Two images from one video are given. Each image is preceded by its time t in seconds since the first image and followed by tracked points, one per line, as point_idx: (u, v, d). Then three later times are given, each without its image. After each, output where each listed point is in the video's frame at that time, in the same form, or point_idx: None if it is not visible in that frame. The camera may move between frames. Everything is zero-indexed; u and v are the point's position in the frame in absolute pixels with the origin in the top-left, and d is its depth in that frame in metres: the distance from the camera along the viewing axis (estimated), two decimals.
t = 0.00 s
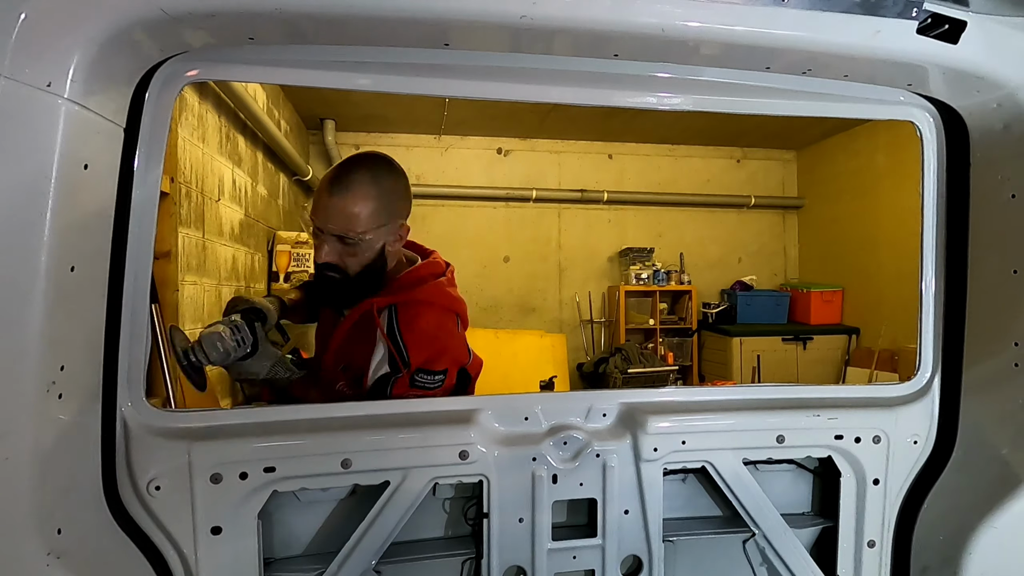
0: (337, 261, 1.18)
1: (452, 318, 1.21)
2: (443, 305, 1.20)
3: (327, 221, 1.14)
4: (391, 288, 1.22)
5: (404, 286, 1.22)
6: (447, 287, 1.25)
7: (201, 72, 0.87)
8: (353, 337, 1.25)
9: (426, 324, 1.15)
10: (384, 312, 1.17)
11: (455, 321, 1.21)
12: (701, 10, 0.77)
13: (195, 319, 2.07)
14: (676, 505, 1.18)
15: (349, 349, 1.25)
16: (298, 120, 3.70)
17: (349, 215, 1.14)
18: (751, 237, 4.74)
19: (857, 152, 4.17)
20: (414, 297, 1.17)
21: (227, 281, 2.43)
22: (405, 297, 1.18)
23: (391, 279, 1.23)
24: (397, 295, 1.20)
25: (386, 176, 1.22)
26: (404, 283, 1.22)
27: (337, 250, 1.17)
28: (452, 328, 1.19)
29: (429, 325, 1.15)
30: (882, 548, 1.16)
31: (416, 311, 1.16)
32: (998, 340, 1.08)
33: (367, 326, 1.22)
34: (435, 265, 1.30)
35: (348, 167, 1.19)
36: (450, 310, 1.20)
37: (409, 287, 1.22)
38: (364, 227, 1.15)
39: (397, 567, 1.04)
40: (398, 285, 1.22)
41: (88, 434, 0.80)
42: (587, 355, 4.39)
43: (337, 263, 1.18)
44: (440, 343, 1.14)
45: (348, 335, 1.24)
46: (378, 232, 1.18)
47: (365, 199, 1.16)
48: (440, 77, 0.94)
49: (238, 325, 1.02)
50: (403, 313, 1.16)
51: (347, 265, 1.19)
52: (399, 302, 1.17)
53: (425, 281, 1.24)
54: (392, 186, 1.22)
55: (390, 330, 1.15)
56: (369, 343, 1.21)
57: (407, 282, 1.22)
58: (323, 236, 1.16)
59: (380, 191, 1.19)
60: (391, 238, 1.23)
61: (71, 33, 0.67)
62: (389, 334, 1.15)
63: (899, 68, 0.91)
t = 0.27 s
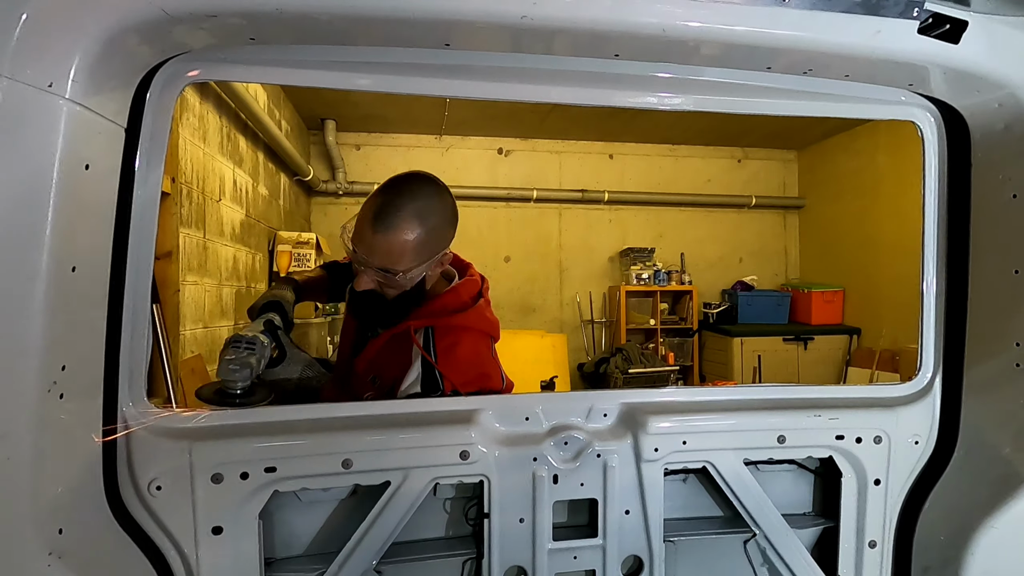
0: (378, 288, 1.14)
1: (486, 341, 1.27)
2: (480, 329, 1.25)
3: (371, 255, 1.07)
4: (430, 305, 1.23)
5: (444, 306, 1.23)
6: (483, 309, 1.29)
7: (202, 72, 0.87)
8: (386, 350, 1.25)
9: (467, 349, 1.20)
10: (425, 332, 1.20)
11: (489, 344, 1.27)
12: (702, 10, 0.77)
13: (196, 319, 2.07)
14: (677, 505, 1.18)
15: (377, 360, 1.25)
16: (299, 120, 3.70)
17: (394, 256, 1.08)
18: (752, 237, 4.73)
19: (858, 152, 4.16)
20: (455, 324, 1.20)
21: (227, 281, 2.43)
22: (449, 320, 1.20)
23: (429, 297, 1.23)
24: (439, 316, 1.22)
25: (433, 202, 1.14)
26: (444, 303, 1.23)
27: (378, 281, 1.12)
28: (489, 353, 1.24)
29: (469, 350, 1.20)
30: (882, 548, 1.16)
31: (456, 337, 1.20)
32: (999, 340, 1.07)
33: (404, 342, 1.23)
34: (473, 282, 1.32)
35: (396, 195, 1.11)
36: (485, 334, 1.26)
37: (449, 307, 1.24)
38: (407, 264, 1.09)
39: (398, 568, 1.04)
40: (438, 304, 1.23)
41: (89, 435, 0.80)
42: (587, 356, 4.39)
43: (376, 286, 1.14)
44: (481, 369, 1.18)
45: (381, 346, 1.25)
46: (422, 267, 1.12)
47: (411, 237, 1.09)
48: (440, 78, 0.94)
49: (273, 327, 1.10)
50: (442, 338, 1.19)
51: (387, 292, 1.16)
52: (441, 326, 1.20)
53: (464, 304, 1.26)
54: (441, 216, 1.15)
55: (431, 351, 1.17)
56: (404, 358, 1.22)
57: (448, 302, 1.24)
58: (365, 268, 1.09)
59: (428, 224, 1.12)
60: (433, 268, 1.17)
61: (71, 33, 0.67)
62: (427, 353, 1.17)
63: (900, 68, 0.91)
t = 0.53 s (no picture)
0: (347, 284, 1.19)
1: (484, 335, 1.25)
2: (476, 323, 1.25)
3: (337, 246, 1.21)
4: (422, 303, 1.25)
5: (437, 302, 1.26)
6: (478, 303, 1.29)
7: (201, 72, 0.87)
8: (385, 348, 1.25)
9: (457, 339, 1.20)
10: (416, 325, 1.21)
11: (487, 337, 1.25)
12: (701, 10, 0.77)
13: (195, 319, 2.07)
14: (677, 505, 1.18)
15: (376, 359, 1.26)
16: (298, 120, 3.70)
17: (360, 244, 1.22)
18: (751, 237, 4.73)
19: (857, 152, 4.17)
20: (445, 317, 1.21)
21: (227, 281, 2.43)
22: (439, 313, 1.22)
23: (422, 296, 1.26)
24: (429, 311, 1.24)
25: (393, 202, 1.29)
26: (435, 300, 1.26)
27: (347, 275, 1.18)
28: (484, 346, 1.22)
29: (462, 342, 1.19)
30: (882, 548, 1.16)
31: (447, 329, 1.20)
32: (999, 340, 1.07)
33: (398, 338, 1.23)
34: (468, 279, 1.33)
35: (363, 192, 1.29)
36: (481, 327, 1.25)
37: (440, 305, 1.26)
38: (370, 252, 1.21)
39: (397, 568, 1.04)
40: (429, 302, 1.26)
41: (89, 435, 0.80)
42: (587, 356, 4.38)
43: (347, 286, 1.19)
44: (471, 359, 1.18)
45: (381, 346, 1.26)
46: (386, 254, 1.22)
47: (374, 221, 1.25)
48: (440, 78, 0.94)
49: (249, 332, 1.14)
50: (433, 332, 1.19)
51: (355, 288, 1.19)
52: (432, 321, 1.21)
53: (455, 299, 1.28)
54: (406, 210, 1.30)
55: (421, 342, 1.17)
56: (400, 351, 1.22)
57: (440, 300, 1.26)
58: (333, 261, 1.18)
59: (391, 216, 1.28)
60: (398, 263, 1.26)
61: (71, 33, 0.67)
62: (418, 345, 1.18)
63: (899, 68, 0.91)
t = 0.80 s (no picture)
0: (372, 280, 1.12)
1: (485, 344, 1.25)
2: (477, 333, 1.24)
3: (371, 243, 1.07)
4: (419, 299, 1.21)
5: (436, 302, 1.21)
6: (484, 311, 1.25)
7: (201, 72, 0.87)
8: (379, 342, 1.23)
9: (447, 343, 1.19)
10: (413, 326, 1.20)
11: (486, 346, 1.25)
12: (701, 9, 0.77)
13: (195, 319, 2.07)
14: (677, 505, 1.18)
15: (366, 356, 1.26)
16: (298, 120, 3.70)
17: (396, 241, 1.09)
18: (751, 237, 4.73)
19: (857, 152, 4.17)
20: (448, 326, 1.19)
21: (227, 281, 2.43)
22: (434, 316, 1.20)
23: (427, 297, 1.20)
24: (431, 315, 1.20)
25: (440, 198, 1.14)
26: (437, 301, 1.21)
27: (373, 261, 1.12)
28: (481, 358, 1.23)
29: (459, 356, 1.19)
30: (881, 548, 1.16)
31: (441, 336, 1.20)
32: (998, 340, 1.07)
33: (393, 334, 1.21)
34: (476, 285, 1.28)
35: (406, 191, 1.11)
36: (481, 336, 1.24)
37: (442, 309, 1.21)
38: (406, 257, 1.09)
39: (397, 567, 1.04)
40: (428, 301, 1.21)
41: (88, 435, 0.80)
42: (587, 355, 4.38)
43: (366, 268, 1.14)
44: (466, 371, 1.18)
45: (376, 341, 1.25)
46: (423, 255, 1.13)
47: (418, 226, 1.09)
48: (440, 77, 0.94)
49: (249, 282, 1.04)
50: (431, 339, 1.18)
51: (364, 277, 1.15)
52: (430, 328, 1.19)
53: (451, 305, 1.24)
54: (449, 210, 1.15)
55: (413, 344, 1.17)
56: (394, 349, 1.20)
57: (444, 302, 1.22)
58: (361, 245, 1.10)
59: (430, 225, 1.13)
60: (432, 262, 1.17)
61: (70, 33, 0.67)
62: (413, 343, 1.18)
63: (899, 68, 0.91)
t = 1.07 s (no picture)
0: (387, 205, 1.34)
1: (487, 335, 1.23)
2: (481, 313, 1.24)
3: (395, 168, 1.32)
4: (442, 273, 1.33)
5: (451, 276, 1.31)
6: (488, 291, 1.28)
7: (201, 72, 0.87)
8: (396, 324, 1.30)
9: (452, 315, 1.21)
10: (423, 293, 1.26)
11: (489, 326, 1.24)
12: (701, 9, 0.77)
13: (195, 319, 2.07)
14: (677, 505, 1.18)
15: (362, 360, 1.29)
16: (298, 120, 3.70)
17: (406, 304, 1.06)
18: (751, 237, 4.73)
19: (857, 152, 4.17)
20: (451, 296, 1.23)
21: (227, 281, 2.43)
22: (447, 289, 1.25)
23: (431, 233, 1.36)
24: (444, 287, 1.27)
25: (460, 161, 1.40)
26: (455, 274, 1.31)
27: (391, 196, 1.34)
28: (476, 340, 1.20)
29: (454, 329, 1.19)
30: (882, 548, 1.16)
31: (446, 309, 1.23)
32: (998, 340, 1.07)
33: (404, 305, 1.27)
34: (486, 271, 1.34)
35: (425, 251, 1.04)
36: (487, 315, 1.24)
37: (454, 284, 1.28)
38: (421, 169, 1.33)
39: (397, 567, 1.04)
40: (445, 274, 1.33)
41: (88, 435, 0.80)
42: (587, 355, 4.38)
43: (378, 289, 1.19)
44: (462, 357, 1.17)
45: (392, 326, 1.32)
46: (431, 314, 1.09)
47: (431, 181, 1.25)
48: (440, 78, 0.94)
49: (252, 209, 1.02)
50: (433, 304, 1.22)
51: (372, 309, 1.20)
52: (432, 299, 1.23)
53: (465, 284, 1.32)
54: (460, 170, 1.39)
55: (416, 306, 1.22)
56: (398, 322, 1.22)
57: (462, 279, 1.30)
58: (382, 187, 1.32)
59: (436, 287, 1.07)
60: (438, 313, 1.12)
61: (71, 33, 0.67)
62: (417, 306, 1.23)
63: (899, 68, 0.91)
